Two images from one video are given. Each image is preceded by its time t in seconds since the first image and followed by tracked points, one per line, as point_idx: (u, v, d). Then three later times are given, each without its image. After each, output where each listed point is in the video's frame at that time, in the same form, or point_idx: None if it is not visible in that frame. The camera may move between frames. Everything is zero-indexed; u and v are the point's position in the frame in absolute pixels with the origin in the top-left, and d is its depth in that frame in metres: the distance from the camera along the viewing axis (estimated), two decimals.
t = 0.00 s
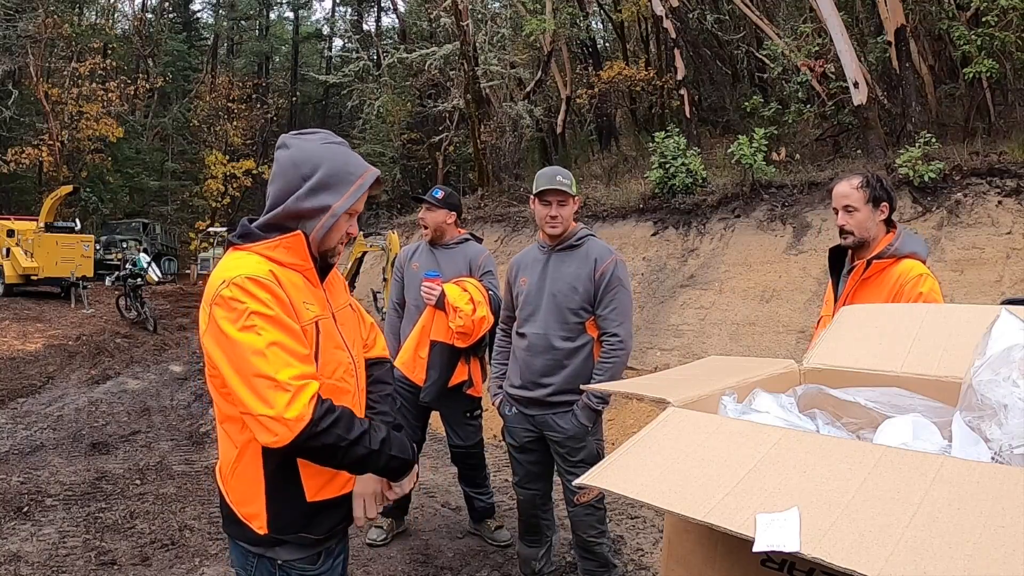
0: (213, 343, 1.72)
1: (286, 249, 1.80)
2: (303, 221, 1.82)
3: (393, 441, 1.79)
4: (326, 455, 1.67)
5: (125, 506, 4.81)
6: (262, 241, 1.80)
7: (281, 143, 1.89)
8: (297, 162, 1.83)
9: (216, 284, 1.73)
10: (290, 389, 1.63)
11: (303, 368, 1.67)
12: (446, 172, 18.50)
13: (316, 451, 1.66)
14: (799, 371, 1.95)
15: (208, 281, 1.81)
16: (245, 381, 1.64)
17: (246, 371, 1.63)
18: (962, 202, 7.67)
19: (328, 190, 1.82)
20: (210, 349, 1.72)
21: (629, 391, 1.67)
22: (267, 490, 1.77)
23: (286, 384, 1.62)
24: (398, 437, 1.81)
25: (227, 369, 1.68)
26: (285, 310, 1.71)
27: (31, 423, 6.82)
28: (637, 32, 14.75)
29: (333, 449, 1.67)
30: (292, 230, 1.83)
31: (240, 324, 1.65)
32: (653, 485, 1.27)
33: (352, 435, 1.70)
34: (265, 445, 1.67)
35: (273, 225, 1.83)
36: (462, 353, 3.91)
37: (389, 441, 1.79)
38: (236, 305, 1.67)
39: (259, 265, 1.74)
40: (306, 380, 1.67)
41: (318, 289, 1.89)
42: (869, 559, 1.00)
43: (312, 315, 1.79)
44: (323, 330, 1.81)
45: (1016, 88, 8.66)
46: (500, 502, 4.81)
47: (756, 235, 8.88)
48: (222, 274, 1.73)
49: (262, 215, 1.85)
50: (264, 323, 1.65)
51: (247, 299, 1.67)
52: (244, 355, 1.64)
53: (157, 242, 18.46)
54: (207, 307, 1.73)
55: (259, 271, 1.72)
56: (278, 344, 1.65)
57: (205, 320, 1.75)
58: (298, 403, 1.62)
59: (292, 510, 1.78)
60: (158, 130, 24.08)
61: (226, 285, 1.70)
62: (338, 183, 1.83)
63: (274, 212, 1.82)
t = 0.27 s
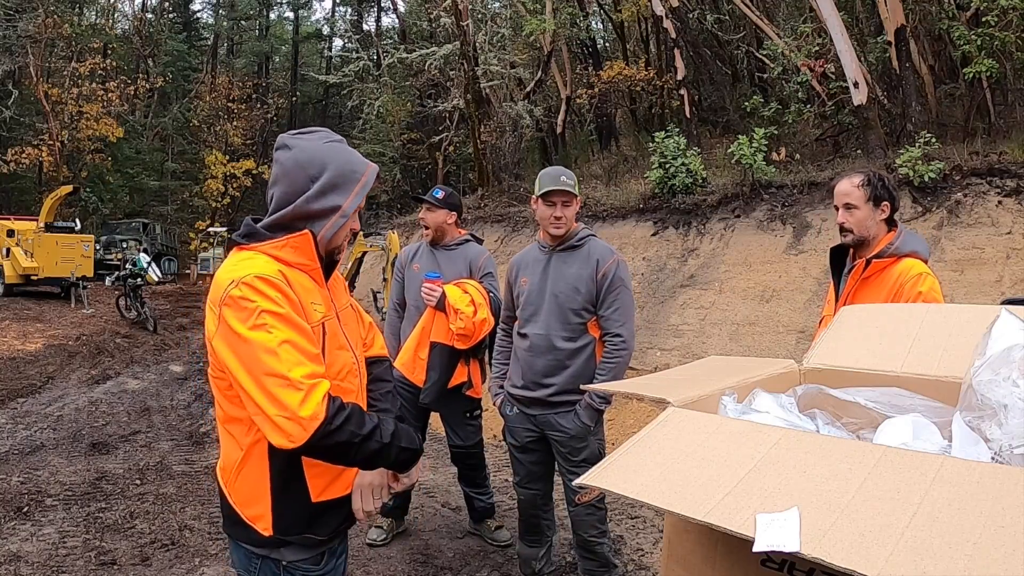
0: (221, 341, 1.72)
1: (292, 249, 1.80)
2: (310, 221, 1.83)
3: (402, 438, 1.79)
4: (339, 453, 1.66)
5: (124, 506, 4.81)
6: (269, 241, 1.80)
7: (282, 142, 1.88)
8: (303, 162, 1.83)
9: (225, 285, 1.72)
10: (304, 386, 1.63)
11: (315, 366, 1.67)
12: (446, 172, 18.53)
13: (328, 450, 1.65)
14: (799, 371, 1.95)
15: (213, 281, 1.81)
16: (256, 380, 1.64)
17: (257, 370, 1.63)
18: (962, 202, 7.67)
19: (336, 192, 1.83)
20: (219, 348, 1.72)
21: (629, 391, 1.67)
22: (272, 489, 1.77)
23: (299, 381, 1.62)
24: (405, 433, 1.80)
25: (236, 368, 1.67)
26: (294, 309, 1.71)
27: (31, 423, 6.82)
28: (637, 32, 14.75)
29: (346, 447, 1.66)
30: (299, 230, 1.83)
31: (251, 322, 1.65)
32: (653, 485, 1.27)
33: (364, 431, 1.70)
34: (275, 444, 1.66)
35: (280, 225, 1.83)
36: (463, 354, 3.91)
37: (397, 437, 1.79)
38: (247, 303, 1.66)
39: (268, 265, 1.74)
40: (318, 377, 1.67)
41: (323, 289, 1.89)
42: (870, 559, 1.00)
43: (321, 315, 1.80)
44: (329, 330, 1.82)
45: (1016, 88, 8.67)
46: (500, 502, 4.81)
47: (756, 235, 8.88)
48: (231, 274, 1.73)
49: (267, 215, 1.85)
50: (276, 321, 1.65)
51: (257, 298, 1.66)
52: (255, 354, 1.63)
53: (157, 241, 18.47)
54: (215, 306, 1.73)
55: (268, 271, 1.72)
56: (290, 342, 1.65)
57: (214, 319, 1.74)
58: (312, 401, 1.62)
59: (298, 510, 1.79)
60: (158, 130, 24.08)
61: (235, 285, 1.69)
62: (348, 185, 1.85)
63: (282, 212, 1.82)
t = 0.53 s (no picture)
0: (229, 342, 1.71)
1: (300, 249, 1.80)
2: (318, 220, 1.83)
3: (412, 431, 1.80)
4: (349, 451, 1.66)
5: (124, 506, 4.81)
6: (276, 241, 1.80)
7: (285, 141, 1.88)
8: (309, 162, 1.83)
9: (233, 286, 1.72)
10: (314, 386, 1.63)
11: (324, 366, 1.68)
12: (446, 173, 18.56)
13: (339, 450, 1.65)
14: (799, 371, 1.95)
15: (219, 281, 1.80)
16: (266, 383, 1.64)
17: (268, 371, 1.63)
18: (962, 202, 7.66)
19: (344, 192, 1.84)
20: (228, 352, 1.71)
21: (629, 391, 1.67)
22: (279, 489, 1.77)
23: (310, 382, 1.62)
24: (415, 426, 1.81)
25: (246, 369, 1.67)
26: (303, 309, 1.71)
27: (31, 423, 6.81)
28: (637, 32, 14.75)
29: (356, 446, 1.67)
30: (307, 230, 1.83)
31: (261, 323, 1.65)
32: (653, 485, 1.27)
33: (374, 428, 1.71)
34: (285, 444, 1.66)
35: (287, 225, 1.83)
36: (464, 355, 3.90)
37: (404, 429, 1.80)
38: (256, 304, 1.66)
39: (277, 267, 1.75)
40: (329, 378, 1.67)
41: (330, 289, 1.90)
42: (871, 559, 1.00)
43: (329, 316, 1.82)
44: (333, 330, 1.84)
45: (1016, 88, 8.67)
46: (500, 502, 4.81)
47: (756, 235, 8.88)
48: (239, 276, 1.72)
49: (273, 215, 1.85)
50: (286, 322, 1.65)
51: (266, 299, 1.66)
52: (266, 356, 1.63)
53: (157, 241, 18.47)
54: (222, 308, 1.72)
55: (278, 272, 1.72)
56: (301, 343, 1.65)
57: (221, 320, 1.74)
58: (324, 400, 1.62)
59: (303, 511, 1.79)
60: (158, 131, 24.09)
61: (244, 287, 1.69)
62: (355, 185, 1.86)
63: (290, 212, 1.82)
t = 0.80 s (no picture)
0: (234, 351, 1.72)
1: (309, 251, 1.81)
2: (327, 220, 1.85)
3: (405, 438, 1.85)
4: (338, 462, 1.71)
5: (125, 506, 4.81)
6: (286, 243, 1.81)
7: (290, 141, 1.88)
8: (318, 163, 1.84)
9: (243, 291, 1.72)
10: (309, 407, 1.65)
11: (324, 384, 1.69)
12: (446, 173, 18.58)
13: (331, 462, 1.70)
14: (799, 371, 1.95)
15: (226, 282, 1.80)
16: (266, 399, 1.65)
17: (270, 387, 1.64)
18: (962, 202, 7.67)
19: (352, 193, 1.86)
20: (236, 358, 1.71)
21: (629, 391, 1.67)
22: (283, 495, 1.78)
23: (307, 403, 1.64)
24: (405, 426, 1.85)
25: (248, 381, 1.68)
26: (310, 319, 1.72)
27: (31, 423, 6.81)
28: (636, 32, 14.75)
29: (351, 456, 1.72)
30: (316, 231, 1.84)
31: (264, 336, 1.65)
32: (653, 485, 1.27)
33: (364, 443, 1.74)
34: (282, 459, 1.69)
35: (296, 226, 1.83)
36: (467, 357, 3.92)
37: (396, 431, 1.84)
38: (261, 318, 1.66)
39: (287, 270, 1.75)
40: (325, 399, 1.69)
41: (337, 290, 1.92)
42: (870, 559, 1.00)
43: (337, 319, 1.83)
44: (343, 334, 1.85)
45: (1016, 89, 8.67)
46: (500, 502, 4.81)
47: (756, 235, 8.88)
48: (250, 280, 1.73)
49: (281, 216, 1.85)
50: (290, 337, 1.65)
51: (272, 310, 1.66)
52: (267, 373, 1.64)
53: (157, 242, 18.47)
54: (228, 313, 1.72)
55: (288, 277, 1.73)
56: (306, 358, 1.66)
57: (225, 327, 1.74)
58: (317, 425, 1.65)
59: (307, 516, 1.80)
60: (158, 130, 24.09)
61: (251, 294, 1.69)
62: (362, 187, 1.89)
63: (298, 214, 1.83)
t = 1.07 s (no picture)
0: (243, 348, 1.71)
1: (310, 248, 1.82)
2: (318, 215, 1.84)
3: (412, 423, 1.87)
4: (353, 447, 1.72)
5: (124, 506, 4.81)
6: (287, 241, 1.81)
7: (271, 142, 1.88)
8: (294, 157, 1.83)
9: (249, 288, 1.72)
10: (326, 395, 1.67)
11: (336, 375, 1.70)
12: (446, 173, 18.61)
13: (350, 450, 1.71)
14: (799, 371, 1.95)
15: (228, 284, 1.80)
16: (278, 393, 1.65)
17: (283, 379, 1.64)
18: (962, 202, 7.66)
19: (329, 180, 1.83)
20: (242, 355, 1.71)
21: (630, 391, 1.67)
22: (293, 494, 1.78)
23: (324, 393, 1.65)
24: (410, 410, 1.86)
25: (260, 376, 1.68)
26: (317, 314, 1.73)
27: (31, 423, 6.81)
28: (637, 32, 14.74)
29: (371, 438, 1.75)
30: (312, 229, 1.84)
31: (274, 331, 1.65)
32: (653, 485, 1.27)
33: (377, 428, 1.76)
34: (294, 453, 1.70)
35: (292, 225, 1.83)
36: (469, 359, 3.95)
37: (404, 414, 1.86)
38: (271, 311, 1.66)
39: (292, 267, 1.76)
40: (338, 389, 1.70)
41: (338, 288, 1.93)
42: (871, 559, 1.00)
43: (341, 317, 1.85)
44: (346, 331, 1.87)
45: (1016, 89, 8.67)
46: (500, 502, 4.80)
47: (756, 235, 8.88)
48: (256, 277, 1.73)
49: (276, 215, 1.85)
50: (302, 329, 1.66)
51: (282, 304, 1.66)
52: (281, 365, 1.64)
53: (157, 242, 18.47)
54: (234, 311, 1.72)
55: (294, 273, 1.74)
56: (315, 353, 1.66)
57: (233, 326, 1.74)
58: (334, 415, 1.66)
59: (319, 513, 1.81)
60: (158, 130, 24.08)
61: (260, 289, 1.69)
62: (345, 172, 1.85)
63: (291, 212, 1.82)
